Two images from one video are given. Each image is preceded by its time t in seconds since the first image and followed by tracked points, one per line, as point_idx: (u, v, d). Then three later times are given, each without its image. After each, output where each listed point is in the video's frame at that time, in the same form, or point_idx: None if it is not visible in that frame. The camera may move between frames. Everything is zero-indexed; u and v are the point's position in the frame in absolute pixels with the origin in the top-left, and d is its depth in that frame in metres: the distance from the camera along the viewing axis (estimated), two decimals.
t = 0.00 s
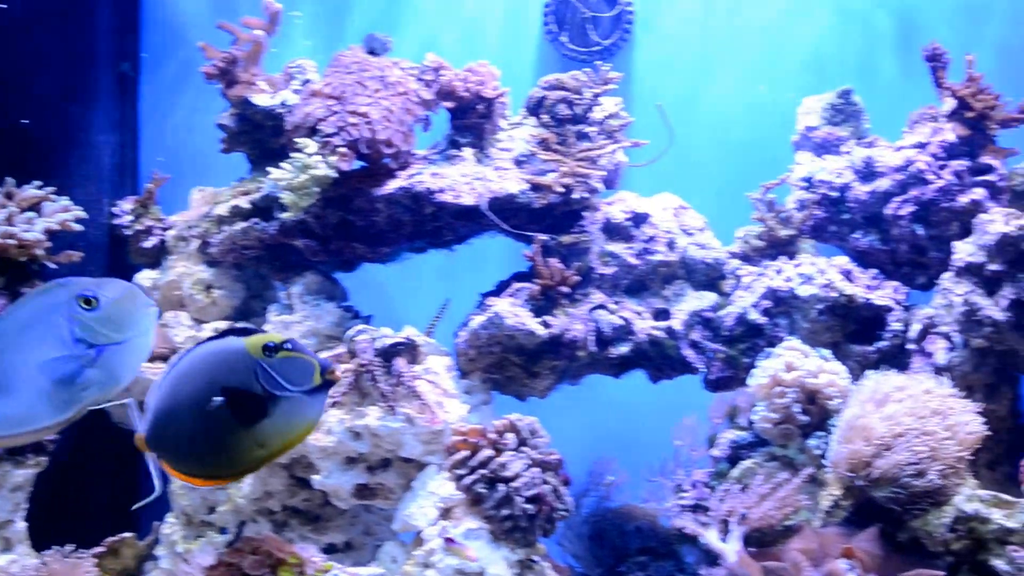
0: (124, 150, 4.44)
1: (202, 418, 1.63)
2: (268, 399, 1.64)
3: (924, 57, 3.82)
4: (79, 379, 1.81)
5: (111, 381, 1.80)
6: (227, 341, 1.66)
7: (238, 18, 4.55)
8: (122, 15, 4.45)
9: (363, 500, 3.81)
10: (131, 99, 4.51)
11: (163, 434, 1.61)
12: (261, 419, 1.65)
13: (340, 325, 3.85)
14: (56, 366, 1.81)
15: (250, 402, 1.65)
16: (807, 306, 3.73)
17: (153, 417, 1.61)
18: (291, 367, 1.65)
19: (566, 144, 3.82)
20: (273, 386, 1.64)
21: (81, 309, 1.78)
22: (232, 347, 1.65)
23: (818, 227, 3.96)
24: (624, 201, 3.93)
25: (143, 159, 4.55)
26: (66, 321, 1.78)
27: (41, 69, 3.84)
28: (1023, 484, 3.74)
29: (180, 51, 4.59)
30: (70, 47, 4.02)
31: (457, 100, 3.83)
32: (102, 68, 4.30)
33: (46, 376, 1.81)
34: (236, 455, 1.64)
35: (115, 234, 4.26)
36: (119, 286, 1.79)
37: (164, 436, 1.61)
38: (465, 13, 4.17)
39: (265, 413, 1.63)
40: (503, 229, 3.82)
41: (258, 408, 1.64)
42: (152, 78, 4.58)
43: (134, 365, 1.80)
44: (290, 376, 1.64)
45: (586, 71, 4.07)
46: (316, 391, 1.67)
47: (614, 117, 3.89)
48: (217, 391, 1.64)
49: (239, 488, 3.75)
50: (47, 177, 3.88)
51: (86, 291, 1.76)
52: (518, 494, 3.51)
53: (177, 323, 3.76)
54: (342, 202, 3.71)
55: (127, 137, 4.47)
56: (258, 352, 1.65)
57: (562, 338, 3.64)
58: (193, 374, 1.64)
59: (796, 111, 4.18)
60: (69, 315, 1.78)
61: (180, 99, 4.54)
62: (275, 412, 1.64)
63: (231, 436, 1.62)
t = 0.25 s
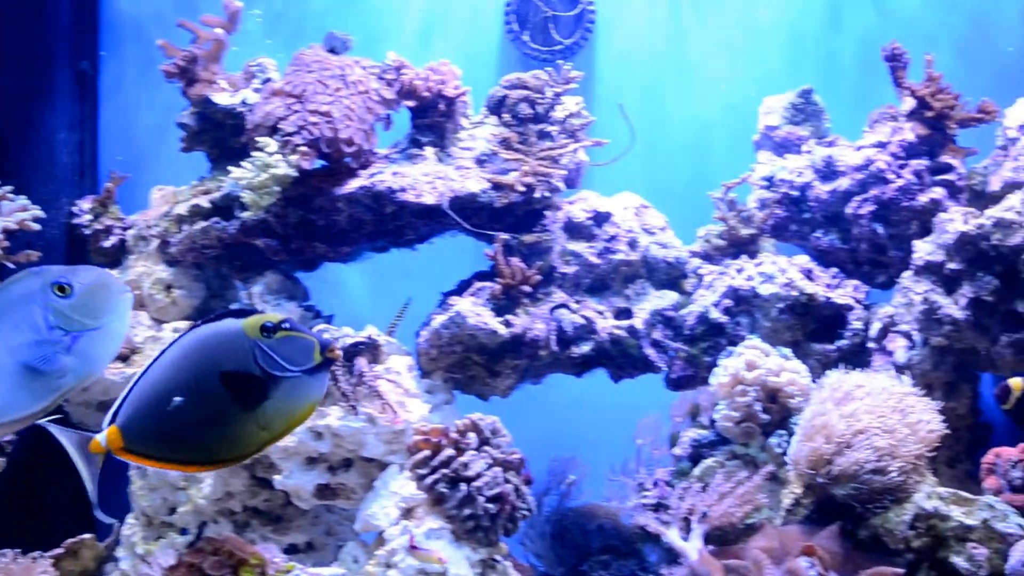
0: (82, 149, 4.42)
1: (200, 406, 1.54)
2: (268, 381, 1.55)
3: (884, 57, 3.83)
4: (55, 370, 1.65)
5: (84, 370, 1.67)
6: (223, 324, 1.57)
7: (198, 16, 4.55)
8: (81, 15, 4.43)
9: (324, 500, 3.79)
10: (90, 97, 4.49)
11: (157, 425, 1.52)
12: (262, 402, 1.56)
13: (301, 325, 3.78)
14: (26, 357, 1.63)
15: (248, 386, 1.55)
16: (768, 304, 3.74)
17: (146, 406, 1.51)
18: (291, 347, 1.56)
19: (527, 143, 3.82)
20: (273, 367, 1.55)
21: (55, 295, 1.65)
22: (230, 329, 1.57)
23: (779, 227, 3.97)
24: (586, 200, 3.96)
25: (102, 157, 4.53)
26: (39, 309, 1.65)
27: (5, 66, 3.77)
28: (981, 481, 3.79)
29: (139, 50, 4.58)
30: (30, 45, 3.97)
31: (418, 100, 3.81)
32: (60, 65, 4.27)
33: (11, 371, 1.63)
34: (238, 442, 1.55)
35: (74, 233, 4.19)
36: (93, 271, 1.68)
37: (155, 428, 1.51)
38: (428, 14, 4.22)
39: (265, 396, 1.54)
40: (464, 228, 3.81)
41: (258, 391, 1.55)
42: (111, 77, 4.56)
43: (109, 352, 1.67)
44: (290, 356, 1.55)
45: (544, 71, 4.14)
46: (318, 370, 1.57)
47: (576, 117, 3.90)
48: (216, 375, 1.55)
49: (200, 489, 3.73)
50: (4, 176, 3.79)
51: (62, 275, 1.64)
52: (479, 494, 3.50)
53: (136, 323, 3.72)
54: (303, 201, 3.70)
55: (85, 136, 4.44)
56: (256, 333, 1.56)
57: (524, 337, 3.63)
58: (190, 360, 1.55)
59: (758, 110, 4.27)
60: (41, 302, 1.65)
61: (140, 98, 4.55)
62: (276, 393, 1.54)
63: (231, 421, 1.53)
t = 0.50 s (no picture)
0: (40, 148, 4.38)
1: (202, 390, 1.44)
2: (269, 363, 1.44)
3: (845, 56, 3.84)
4: (21, 357, 1.64)
5: (52, 355, 1.67)
6: (221, 307, 1.46)
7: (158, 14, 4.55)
8: (40, 13, 4.41)
9: (285, 500, 3.78)
10: (49, 96, 4.46)
11: (157, 409, 1.42)
12: (264, 387, 1.44)
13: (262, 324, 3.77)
14: None
15: (249, 369, 1.44)
16: (729, 303, 3.74)
17: (145, 392, 1.42)
18: (293, 329, 1.43)
19: (488, 142, 3.82)
20: (276, 351, 1.43)
21: (17, 282, 1.63)
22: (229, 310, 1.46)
23: (740, 225, 3.99)
24: (547, 199, 4.00)
25: (61, 157, 4.51)
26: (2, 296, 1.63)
27: None
28: (941, 479, 3.83)
29: (98, 49, 4.57)
30: None
31: (379, 98, 3.80)
32: (18, 62, 4.23)
33: None
34: (241, 428, 1.45)
35: (33, 232, 4.12)
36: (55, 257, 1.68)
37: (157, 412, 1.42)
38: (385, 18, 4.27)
39: (266, 380, 1.43)
40: (426, 228, 3.80)
41: (259, 374, 1.44)
42: (70, 76, 4.54)
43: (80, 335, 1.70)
44: (291, 339, 1.42)
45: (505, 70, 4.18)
46: (322, 351, 1.44)
47: (537, 116, 3.92)
48: (216, 358, 1.45)
49: (161, 489, 3.72)
50: None
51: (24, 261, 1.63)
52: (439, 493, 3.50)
53: (95, 324, 3.68)
54: (264, 201, 3.68)
55: (44, 135, 4.41)
56: (255, 314, 1.45)
57: (485, 336, 3.63)
58: (192, 343, 1.45)
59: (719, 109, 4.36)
60: (5, 290, 1.63)
61: (100, 97, 4.55)
62: (277, 376, 1.43)
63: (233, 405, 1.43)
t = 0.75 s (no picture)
0: None
1: (200, 382, 1.21)
2: (276, 348, 1.21)
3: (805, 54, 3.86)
4: None
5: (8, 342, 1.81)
6: (220, 290, 1.23)
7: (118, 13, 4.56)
8: None
9: (246, 500, 3.77)
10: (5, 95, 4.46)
11: (149, 403, 1.21)
12: (271, 373, 1.21)
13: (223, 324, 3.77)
14: None
15: (255, 356, 1.21)
16: (691, 302, 3.75)
17: (134, 384, 1.20)
18: (303, 311, 1.20)
19: (449, 141, 3.82)
20: (285, 334, 1.19)
21: None
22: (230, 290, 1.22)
23: (701, 224, 4.01)
24: (508, 197, 3.98)
25: (19, 156, 4.51)
26: None
27: None
28: (902, 477, 3.85)
29: (58, 49, 4.55)
30: None
31: (340, 97, 3.79)
32: None
33: None
34: (247, 422, 1.23)
35: None
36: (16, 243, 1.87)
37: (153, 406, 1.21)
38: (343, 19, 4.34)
39: (272, 368, 1.20)
40: (387, 227, 3.80)
41: (265, 360, 1.21)
42: (29, 74, 4.53)
43: (34, 322, 1.86)
44: (299, 323, 1.19)
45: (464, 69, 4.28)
46: (333, 332, 1.22)
47: (498, 115, 3.92)
48: (217, 344, 1.22)
49: (120, 490, 3.70)
50: None
51: None
52: (400, 493, 3.48)
53: (55, 324, 3.68)
54: (225, 200, 3.68)
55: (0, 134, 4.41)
56: (259, 295, 1.21)
57: (446, 335, 3.61)
58: (195, 331, 1.22)
59: (679, 107, 4.49)
60: None
61: (57, 96, 4.53)
62: (286, 361, 1.20)
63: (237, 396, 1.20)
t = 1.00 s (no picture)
0: None
1: (204, 370, 1.26)
2: (278, 332, 1.26)
3: (767, 54, 3.90)
4: None
5: None
6: (218, 279, 1.26)
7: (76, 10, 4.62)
8: None
9: (207, 500, 3.75)
10: None
11: (150, 393, 1.23)
12: (273, 355, 1.27)
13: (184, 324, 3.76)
14: None
15: (256, 341, 1.26)
16: (652, 301, 3.75)
17: (134, 374, 1.23)
18: (301, 295, 1.25)
19: (410, 140, 3.83)
20: (286, 319, 1.25)
21: None
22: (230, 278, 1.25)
23: (662, 223, 4.03)
24: (470, 197, 4.02)
25: None
26: None
27: None
28: (862, 475, 3.84)
29: (10, 47, 4.60)
30: None
31: (301, 96, 3.80)
32: None
33: None
34: (249, 404, 1.28)
35: None
36: None
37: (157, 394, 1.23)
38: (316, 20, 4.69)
39: (274, 352, 1.26)
40: (348, 227, 3.79)
41: (265, 345, 1.26)
42: None
43: None
44: (299, 306, 1.25)
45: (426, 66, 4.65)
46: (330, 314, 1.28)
47: (459, 114, 3.98)
48: (219, 331, 1.26)
49: (81, 490, 3.69)
50: None
51: None
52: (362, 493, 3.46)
53: (14, 324, 3.64)
54: (185, 199, 3.67)
55: None
56: (260, 282, 1.25)
57: (408, 334, 3.62)
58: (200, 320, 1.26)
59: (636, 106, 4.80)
60: None
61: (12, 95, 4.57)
62: (288, 344, 1.25)
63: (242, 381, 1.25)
